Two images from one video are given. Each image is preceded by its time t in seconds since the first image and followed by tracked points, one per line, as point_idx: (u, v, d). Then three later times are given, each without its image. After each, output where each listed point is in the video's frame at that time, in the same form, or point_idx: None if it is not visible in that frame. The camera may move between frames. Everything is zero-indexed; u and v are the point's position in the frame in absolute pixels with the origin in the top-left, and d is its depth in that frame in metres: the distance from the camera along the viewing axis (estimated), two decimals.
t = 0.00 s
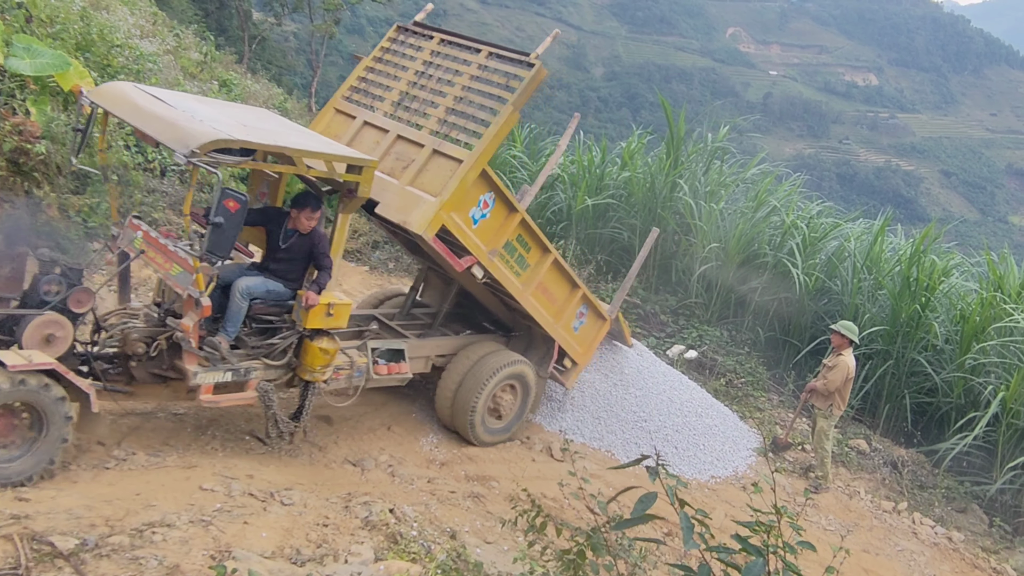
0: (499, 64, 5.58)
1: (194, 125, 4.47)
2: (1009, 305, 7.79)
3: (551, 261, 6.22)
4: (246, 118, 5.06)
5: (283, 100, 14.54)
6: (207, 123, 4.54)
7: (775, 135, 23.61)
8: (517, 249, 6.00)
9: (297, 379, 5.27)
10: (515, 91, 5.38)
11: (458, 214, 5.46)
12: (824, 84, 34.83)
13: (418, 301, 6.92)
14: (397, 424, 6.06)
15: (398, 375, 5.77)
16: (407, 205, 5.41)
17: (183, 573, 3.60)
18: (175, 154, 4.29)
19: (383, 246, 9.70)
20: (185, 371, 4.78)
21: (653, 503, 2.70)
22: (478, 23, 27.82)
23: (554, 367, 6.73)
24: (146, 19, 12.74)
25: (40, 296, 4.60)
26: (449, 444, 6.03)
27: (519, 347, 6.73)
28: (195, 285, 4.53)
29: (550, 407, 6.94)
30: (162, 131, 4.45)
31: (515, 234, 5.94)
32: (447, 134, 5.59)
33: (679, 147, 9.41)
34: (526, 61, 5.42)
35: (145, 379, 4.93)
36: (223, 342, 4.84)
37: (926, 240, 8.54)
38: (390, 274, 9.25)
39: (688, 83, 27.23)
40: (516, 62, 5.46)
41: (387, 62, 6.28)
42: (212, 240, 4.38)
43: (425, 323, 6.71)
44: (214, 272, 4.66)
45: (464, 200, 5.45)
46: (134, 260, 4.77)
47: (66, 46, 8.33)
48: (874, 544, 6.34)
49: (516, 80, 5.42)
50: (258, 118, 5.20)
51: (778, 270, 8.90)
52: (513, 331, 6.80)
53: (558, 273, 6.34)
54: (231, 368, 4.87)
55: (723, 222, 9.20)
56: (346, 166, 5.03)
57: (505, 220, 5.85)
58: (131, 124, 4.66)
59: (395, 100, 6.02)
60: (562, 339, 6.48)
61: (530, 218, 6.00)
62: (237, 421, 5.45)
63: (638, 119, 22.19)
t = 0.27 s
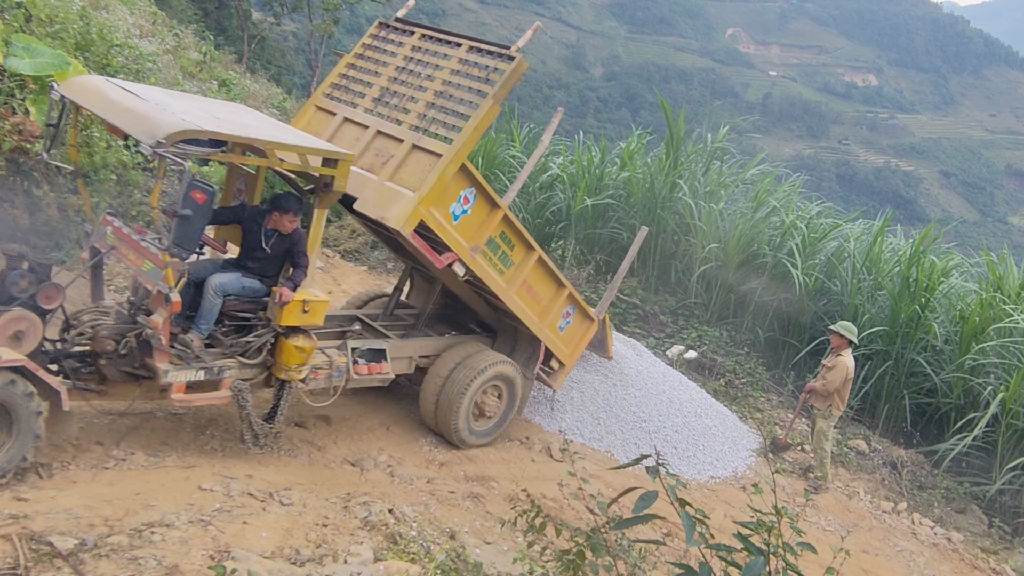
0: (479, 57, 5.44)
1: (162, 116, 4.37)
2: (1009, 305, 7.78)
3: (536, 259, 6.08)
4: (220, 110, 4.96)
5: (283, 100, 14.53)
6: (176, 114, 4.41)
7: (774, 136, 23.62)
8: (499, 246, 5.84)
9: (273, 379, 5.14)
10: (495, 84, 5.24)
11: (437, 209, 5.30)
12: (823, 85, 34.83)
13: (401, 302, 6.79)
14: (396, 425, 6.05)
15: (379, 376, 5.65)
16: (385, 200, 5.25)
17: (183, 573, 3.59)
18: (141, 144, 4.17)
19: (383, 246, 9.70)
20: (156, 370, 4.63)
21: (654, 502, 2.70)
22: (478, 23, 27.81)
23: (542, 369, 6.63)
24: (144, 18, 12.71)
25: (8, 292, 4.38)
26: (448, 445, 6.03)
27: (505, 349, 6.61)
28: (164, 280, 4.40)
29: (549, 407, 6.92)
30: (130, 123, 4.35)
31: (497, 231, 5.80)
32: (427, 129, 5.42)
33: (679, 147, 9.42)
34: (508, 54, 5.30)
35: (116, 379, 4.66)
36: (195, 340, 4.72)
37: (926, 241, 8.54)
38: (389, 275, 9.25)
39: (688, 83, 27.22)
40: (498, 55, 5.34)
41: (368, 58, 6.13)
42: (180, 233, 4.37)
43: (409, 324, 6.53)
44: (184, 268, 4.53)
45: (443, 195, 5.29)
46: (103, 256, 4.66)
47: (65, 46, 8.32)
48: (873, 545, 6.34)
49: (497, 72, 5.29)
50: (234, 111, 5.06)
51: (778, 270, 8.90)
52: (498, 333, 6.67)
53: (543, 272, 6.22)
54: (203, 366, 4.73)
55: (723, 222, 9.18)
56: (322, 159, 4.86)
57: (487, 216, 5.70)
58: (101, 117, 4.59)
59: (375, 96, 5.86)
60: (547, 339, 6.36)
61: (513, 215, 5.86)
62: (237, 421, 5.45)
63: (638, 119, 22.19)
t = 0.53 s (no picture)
0: (462, 51, 5.34)
1: (129, 108, 4.28)
2: (1009, 306, 7.79)
3: (521, 257, 5.92)
4: (191, 103, 4.87)
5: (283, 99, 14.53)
6: (143, 106, 4.33)
7: (774, 136, 23.63)
8: (483, 243, 5.70)
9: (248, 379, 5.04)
10: (478, 78, 5.12)
11: (418, 204, 5.17)
12: (823, 85, 34.84)
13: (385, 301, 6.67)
14: (396, 425, 6.05)
15: (359, 376, 5.54)
16: (365, 194, 5.14)
17: (182, 572, 3.59)
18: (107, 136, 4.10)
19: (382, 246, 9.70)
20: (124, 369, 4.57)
21: (652, 505, 2.69)
22: (478, 23, 27.79)
23: (527, 370, 6.46)
24: (144, 18, 12.70)
25: None
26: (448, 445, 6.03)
27: (491, 349, 6.44)
28: (132, 276, 4.32)
29: (548, 406, 6.92)
30: (97, 115, 4.26)
31: (481, 227, 5.65)
32: (408, 122, 5.32)
33: (679, 148, 9.42)
34: (490, 47, 5.19)
35: (84, 378, 4.58)
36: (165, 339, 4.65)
37: (926, 241, 8.55)
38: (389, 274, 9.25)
39: (688, 83, 27.21)
40: (481, 48, 5.23)
41: (351, 53, 6.03)
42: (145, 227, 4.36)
43: (391, 323, 6.43)
44: (153, 263, 4.46)
45: (424, 190, 5.16)
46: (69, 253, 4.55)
47: (65, 45, 8.33)
48: (873, 546, 6.33)
49: (480, 65, 5.17)
50: (207, 105, 4.98)
51: (778, 271, 8.90)
52: (483, 333, 6.54)
53: (529, 270, 6.06)
54: (174, 365, 4.64)
55: (722, 222, 9.18)
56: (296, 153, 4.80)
57: (470, 212, 5.57)
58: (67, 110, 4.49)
59: (358, 90, 5.77)
60: (534, 340, 6.19)
61: (497, 211, 5.71)
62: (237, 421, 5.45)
63: (637, 119, 22.21)
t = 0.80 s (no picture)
0: (439, 45, 5.01)
1: (90, 100, 4.15)
2: (1008, 306, 7.85)
3: (503, 257, 5.64)
4: (159, 97, 4.73)
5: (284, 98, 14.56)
6: (107, 99, 4.21)
7: (774, 137, 23.64)
8: (463, 243, 5.40)
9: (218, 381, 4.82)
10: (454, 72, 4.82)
11: (393, 203, 4.88)
12: (824, 86, 34.84)
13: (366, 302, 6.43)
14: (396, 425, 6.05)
15: (335, 379, 5.29)
16: (337, 193, 4.84)
17: (182, 572, 3.59)
18: (65, 128, 3.98)
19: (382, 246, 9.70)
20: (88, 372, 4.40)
21: (652, 507, 2.69)
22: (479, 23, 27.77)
23: (511, 373, 6.24)
24: (146, 17, 12.71)
25: None
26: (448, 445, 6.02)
27: (473, 352, 6.19)
28: (93, 274, 4.22)
29: (548, 406, 6.91)
30: (56, 107, 4.14)
31: (460, 226, 5.36)
32: (383, 118, 5.00)
33: (679, 148, 9.43)
34: (468, 40, 4.85)
35: (41, 379, 4.55)
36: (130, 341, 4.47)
37: (926, 242, 8.55)
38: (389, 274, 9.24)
39: (689, 83, 27.20)
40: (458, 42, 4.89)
41: (327, 48, 5.71)
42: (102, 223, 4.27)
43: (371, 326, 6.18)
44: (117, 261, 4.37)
45: (399, 187, 4.87)
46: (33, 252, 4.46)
47: (66, 44, 8.36)
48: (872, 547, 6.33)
49: (456, 59, 4.85)
50: (176, 99, 4.84)
51: (778, 271, 8.90)
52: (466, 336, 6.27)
53: (511, 270, 5.77)
54: (140, 367, 4.47)
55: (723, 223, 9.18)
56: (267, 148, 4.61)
57: (448, 210, 5.28)
58: (29, 102, 4.37)
59: (334, 87, 5.44)
60: (517, 342, 5.94)
61: (477, 209, 5.42)
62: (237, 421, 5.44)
63: (638, 120, 22.25)
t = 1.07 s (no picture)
0: (420, 40, 4.96)
1: (52, 90, 4.07)
2: (1010, 310, 7.80)
3: (486, 257, 5.57)
4: (130, 89, 4.64)
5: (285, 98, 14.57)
6: (70, 91, 4.07)
7: (776, 138, 23.65)
8: (444, 242, 5.34)
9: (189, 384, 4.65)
10: (435, 67, 4.76)
11: (371, 200, 4.82)
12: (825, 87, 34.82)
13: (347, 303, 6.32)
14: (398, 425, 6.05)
15: (313, 382, 5.18)
16: (314, 190, 4.78)
17: (182, 571, 3.59)
18: (25, 120, 3.90)
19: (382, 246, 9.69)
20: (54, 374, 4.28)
21: (656, 507, 2.70)
22: (480, 23, 27.77)
23: (494, 377, 6.19)
24: (147, 16, 12.73)
25: None
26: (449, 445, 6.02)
27: (457, 355, 6.14)
28: (57, 272, 4.19)
29: (548, 407, 6.90)
30: (18, 97, 4.06)
31: (441, 225, 5.30)
32: (362, 114, 4.94)
33: (681, 149, 9.44)
34: (450, 35, 4.81)
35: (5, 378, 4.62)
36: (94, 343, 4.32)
37: (927, 244, 8.55)
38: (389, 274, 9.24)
39: (690, 84, 27.20)
40: (440, 37, 4.86)
41: (306, 44, 5.66)
42: (64, 218, 4.31)
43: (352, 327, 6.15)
44: (82, 259, 4.32)
45: (377, 185, 4.81)
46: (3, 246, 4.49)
47: (67, 43, 8.37)
48: (873, 548, 6.32)
49: (437, 54, 4.80)
50: (147, 93, 4.69)
51: (779, 272, 8.91)
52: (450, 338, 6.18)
53: (494, 271, 5.70)
54: (107, 368, 4.35)
55: (724, 224, 9.18)
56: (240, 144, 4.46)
57: (429, 210, 5.22)
58: None
59: (312, 81, 5.39)
60: (501, 344, 5.87)
61: (458, 208, 5.35)
62: (237, 420, 5.43)
63: (639, 121, 22.26)
